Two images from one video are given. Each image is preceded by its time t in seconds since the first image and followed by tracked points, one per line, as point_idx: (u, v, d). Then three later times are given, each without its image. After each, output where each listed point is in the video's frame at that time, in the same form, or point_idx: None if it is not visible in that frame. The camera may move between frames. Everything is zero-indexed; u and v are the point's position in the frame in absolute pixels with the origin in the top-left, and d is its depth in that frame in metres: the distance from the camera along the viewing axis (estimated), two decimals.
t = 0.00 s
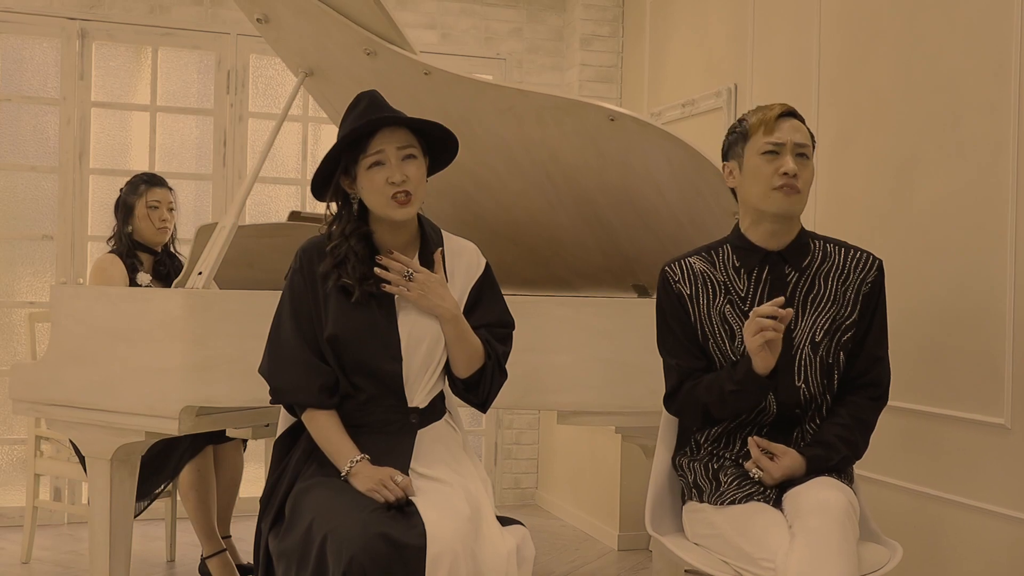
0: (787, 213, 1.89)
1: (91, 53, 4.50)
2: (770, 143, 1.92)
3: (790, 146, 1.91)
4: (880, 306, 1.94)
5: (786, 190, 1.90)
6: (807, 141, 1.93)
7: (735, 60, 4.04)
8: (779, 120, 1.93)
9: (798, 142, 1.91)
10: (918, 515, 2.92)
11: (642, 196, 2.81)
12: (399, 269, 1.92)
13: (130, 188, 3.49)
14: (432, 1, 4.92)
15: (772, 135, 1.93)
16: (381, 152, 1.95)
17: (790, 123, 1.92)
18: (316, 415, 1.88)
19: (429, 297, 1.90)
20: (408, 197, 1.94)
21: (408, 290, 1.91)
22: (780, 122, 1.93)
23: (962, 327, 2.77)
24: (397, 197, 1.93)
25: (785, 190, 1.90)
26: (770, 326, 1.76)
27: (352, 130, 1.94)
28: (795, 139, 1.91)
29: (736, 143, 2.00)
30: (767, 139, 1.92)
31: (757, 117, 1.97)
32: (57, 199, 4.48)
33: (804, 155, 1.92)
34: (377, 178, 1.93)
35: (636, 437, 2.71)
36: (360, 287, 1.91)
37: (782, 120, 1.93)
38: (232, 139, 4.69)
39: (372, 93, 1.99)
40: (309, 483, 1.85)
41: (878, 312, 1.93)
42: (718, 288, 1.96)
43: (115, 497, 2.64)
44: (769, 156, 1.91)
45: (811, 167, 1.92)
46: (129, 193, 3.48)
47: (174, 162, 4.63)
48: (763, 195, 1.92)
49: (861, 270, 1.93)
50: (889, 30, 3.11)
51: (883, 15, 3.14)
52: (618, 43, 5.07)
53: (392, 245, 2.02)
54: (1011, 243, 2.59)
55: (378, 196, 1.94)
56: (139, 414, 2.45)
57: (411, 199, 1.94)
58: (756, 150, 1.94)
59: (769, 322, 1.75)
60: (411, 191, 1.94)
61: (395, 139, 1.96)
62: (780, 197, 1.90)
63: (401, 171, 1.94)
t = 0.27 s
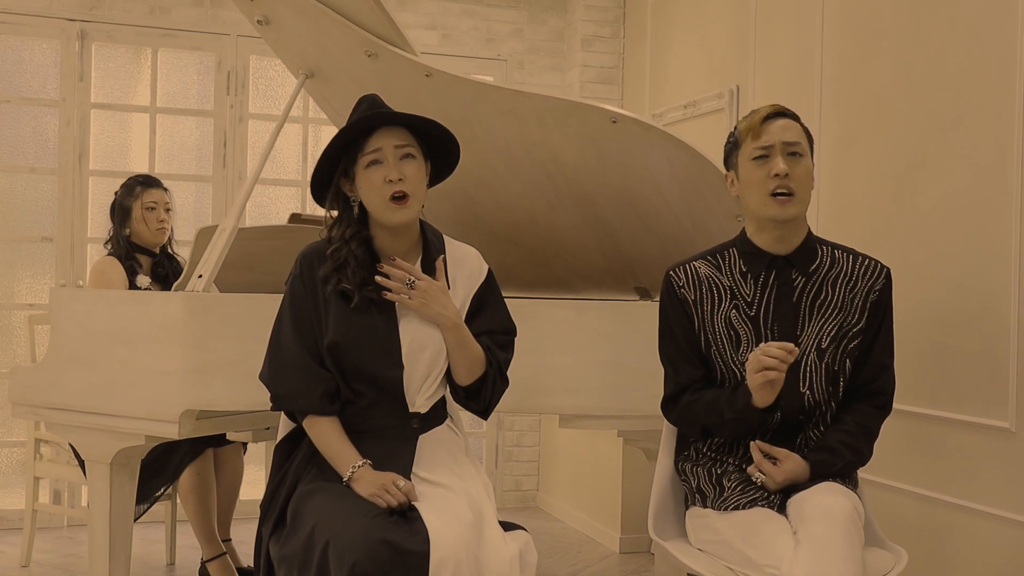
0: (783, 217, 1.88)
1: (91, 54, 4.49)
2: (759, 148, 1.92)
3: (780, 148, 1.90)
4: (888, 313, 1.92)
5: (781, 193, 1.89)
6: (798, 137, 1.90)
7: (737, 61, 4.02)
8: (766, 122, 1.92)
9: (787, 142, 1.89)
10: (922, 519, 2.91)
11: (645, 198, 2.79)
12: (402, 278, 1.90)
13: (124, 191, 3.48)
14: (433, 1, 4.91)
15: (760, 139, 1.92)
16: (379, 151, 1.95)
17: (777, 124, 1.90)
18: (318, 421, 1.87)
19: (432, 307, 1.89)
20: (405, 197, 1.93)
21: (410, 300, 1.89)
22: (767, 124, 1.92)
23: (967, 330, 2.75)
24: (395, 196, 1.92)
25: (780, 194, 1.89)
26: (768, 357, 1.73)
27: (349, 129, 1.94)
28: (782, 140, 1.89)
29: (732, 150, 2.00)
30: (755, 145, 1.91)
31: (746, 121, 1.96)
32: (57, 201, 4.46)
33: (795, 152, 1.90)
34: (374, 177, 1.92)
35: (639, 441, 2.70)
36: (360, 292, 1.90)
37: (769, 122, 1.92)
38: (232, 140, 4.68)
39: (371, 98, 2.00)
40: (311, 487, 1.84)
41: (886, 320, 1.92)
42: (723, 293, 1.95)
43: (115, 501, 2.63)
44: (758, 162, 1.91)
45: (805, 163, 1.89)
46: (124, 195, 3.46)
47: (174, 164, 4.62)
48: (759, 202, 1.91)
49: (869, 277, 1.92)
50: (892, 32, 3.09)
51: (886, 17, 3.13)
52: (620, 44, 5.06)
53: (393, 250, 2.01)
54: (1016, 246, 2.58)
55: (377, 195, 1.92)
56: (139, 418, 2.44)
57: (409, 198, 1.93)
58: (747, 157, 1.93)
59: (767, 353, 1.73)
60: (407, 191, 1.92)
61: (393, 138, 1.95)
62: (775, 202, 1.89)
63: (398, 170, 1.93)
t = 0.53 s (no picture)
0: (793, 211, 1.87)
1: (91, 55, 4.48)
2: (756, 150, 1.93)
3: (776, 145, 1.91)
4: (895, 319, 1.91)
5: (786, 191, 1.88)
6: (793, 134, 1.92)
7: (739, 62, 4.01)
8: (758, 126, 1.95)
9: (782, 139, 1.91)
10: (926, 522, 2.90)
11: (647, 200, 2.78)
12: (407, 279, 1.89)
13: (137, 192, 3.44)
14: (434, 2, 4.90)
15: (756, 141, 1.93)
16: (380, 149, 1.94)
17: (769, 125, 1.93)
18: (319, 424, 1.85)
19: (436, 309, 1.88)
20: (406, 194, 1.91)
21: (414, 301, 1.88)
22: (760, 127, 1.94)
23: (971, 332, 2.74)
24: (395, 194, 1.90)
25: (785, 191, 1.88)
26: (772, 359, 1.72)
27: (351, 126, 1.93)
28: (777, 137, 1.91)
29: (729, 161, 2.01)
30: (751, 148, 1.93)
31: (739, 131, 1.99)
32: (57, 202, 4.45)
33: (793, 148, 1.90)
34: (375, 175, 1.91)
35: (642, 443, 2.69)
36: (360, 293, 1.89)
37: (761, 125, 1.94)
38: (232, 141, 4.67)
39: (372, 100, 1.99)
40: (312, 490, 1.82)
41: (893, 325, 1.91)
42: (729, 294, 1.94)
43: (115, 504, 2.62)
44: (757, 163, 1.92)
45: (805, 158, 1.89)
46: (136, 196, 3.43)
47: (174, 165, 4.61)
48: (765, 203, 1.90)
49: (877, 281, 1.90)
50: (895, 32, 3.08)
51: (889, 17, 3.11)
52: (621, 44, 5.04)
53: (393, 252, 2.00)
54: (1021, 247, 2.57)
55: (377, 193, 1.91)
56: (140, 421, 2.42)
57: (410, 196, 1.91)
58: (746, 162, 1.95)
59: (771, 355, 1.72)
60: (408, 188, 1.91)
61: (394, 136, 1.94)
62: (781, 200, 1.88)
63: (399, 168, 1.92)
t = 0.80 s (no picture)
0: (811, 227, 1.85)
1: (92, 55, 4.46)
2: (766, 161, 1.88)
3: (788, 157, 1.87)
4: (903, 323, 1.89)
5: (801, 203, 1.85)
6: (803, 142, 1.88)
7: (742, 62, 4.00)
8: (767, 134, 1.88)
9: (794, 149, 1.86)
10: (931, 524, 2.89)
11: (651, 200, 2.77)
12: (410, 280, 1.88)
13: (149, 194, 3.43)
14: (435, 2, 4.89)
15: (765, 152, 1.88)
16: (383, 149, 1.93)
17: (780, 134, 1.87)
18: (321, 426, 1.84)
19: (439, 312, 1.87)
20: (409, 195, 1.89)
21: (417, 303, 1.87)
22: (769, 135, 1.88)
23: (977, 334, 2.73)
24: (397, 195, 1.89)
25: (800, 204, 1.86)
26: (796, 391, 1.78)
27: (355, 126, 1.91)
28: (789, 149, 1.86)
29: (734, 164, 1.97)
30: (763, 159, 1.88)
31: (745, 137, 1.92)
32: (58, 203, 4.44)
33: (804, 158, 1.87)
34: (378, 176, 1.90)
35: (646, 445, 2.67)
36: (362, 295, 1.87)
37: (770, 133, 1.88)
38: (234, 142, 4.65)
39: (376, 100, 1.98)
40: (314, 494, 1.81)
41: (902, 329, 1.89)
42: (736, 298, 1.92)
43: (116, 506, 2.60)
44: (770, 176, 1.88)
45: (816, 168, 1.87)
46: (148, 198, 3.41)
47: (175, 166, 4.60)
48: (779, 216, 1.87)
49: (885, 285, 1.89)
50: (900, 33, 3.07)
51: (893, 17, 3.10)
52: (623, 44, 5.03)
53: (396, 254, 1.98)
54: None
55: (380, 193, 1.89)
56: (141, 423, 2.41)
57: (412, 197, 1.90)
58: (756, 173, 1.90)
59: (797, 388, 1.79)
60: (411, 189, 1.90)
61: (399, 137, 1.93)
62: (797, 213, 1.85)
63: (402, 169, 1.90)
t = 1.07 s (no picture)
0: (805, 231, 1.83)
1: (91, 56, 4.45)
2: (767, 162, 1.87)
3: (790, 160, 1.85)
4: (906, 328, 1.88)
5: (796, 209, 1.85)
6: (808, 145, 1.86)
7: (744, 63, 3.99)
8: (771, 135, 1.87)
9: (796, 152, 1.85)
10: (934, 527, 2.87)
11: (652, 202, 2.76)
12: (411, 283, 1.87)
13: (160, 197, 3.39)
14: (436, 2, 4.88)
15: (767, 153, 1.88)
16: (387, 149, 1.91)
17: (784, 135, 1.86)
18: (321, 429, 1.83)
19: (440, 316, 1.86)
20: (411, 195, 1.88)
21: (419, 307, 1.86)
22: (773, 136, 1.87)
23: (980, 335, 2.71)
24: (399, 193, 1.88)
25: (795, 210, 1.85)
26: (807, 421, 1.81)
27: (359, 125, 1.90)
28: (791, 151, 1.85)
29: (739, 163, 1.95)
30: (763, 160, 1.88)
31: (751, 135, 1.91)
32: (57, 204, 4.43)
33: (807, 162, 1.85)
34: (379, 175, 1.89)
35: (647, 448, 2.66)
36: (362, 295, 1.86)
37: (775, 134, 1.87)
38: (233, 142, 4.64)
39: (381, 100, 1.97)
40: (315, 497, 1.79)
41: (905, 334, 1.88)
42: (736, 305, 1.91)
43: (115, 509, 2.59)
44: (768, 177, 1.87)
45: (817, 174, 1.85)
46: (158, 201, 3.38)
47: (175, 166, 4.58)
48: (773, 220, 1.87)
49: (887, 290, 1.88)
50: (902, 33, 3.06)
51: (896, 17, 3.09)
52: (624, 44, 5.02)
53: (396, 256, 1.97)
54: None
55: (381, 192, 1.88)
56: (140, 426, 2.40)
57: (414, 197, 1.89)
58: (756, 173, 1.89)
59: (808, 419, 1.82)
60: (413, 189, 1.88)
61: (402, 137, 1.91)
62: (791, 220, 1.84)
63: (405, 169, 1.89)
